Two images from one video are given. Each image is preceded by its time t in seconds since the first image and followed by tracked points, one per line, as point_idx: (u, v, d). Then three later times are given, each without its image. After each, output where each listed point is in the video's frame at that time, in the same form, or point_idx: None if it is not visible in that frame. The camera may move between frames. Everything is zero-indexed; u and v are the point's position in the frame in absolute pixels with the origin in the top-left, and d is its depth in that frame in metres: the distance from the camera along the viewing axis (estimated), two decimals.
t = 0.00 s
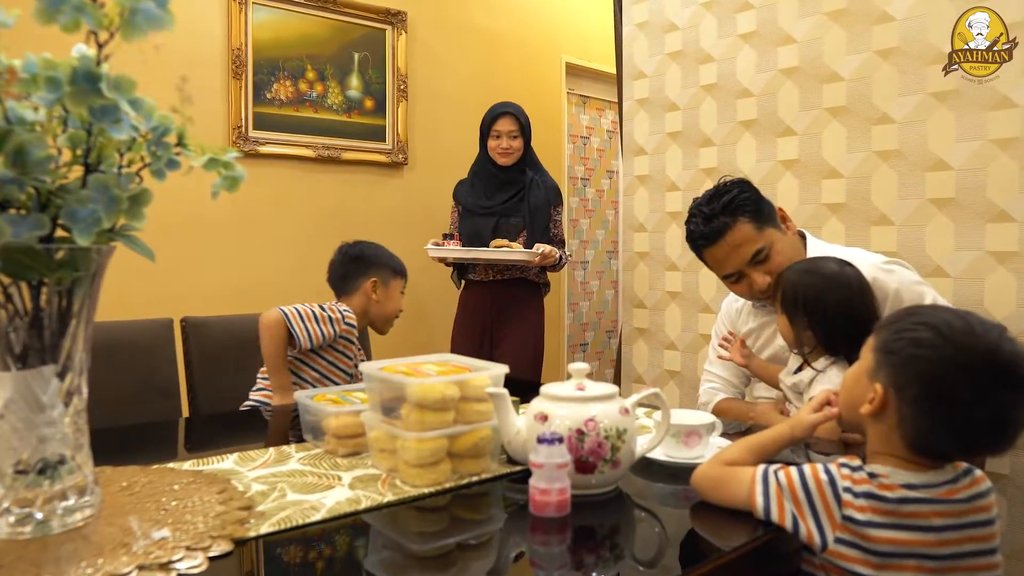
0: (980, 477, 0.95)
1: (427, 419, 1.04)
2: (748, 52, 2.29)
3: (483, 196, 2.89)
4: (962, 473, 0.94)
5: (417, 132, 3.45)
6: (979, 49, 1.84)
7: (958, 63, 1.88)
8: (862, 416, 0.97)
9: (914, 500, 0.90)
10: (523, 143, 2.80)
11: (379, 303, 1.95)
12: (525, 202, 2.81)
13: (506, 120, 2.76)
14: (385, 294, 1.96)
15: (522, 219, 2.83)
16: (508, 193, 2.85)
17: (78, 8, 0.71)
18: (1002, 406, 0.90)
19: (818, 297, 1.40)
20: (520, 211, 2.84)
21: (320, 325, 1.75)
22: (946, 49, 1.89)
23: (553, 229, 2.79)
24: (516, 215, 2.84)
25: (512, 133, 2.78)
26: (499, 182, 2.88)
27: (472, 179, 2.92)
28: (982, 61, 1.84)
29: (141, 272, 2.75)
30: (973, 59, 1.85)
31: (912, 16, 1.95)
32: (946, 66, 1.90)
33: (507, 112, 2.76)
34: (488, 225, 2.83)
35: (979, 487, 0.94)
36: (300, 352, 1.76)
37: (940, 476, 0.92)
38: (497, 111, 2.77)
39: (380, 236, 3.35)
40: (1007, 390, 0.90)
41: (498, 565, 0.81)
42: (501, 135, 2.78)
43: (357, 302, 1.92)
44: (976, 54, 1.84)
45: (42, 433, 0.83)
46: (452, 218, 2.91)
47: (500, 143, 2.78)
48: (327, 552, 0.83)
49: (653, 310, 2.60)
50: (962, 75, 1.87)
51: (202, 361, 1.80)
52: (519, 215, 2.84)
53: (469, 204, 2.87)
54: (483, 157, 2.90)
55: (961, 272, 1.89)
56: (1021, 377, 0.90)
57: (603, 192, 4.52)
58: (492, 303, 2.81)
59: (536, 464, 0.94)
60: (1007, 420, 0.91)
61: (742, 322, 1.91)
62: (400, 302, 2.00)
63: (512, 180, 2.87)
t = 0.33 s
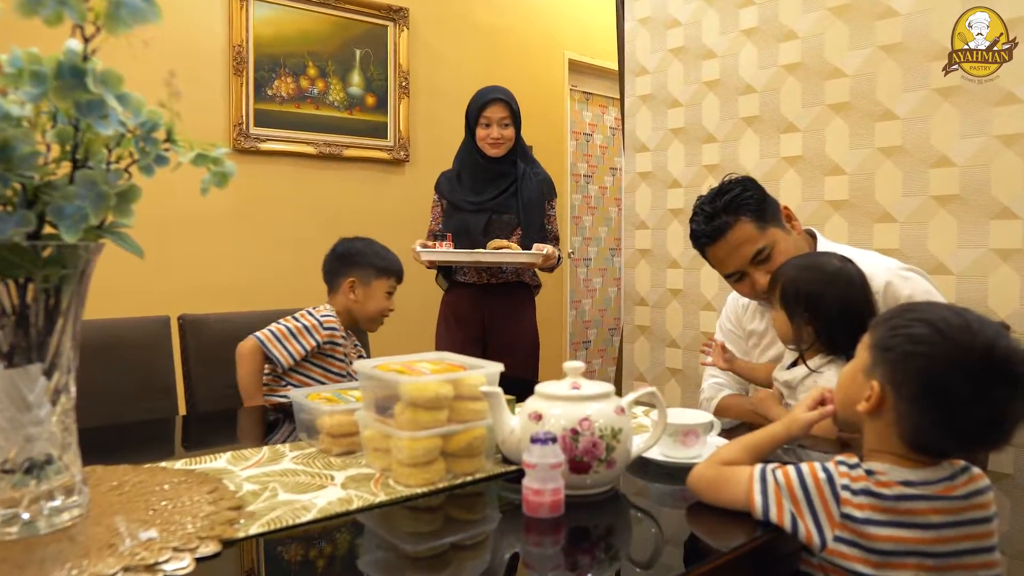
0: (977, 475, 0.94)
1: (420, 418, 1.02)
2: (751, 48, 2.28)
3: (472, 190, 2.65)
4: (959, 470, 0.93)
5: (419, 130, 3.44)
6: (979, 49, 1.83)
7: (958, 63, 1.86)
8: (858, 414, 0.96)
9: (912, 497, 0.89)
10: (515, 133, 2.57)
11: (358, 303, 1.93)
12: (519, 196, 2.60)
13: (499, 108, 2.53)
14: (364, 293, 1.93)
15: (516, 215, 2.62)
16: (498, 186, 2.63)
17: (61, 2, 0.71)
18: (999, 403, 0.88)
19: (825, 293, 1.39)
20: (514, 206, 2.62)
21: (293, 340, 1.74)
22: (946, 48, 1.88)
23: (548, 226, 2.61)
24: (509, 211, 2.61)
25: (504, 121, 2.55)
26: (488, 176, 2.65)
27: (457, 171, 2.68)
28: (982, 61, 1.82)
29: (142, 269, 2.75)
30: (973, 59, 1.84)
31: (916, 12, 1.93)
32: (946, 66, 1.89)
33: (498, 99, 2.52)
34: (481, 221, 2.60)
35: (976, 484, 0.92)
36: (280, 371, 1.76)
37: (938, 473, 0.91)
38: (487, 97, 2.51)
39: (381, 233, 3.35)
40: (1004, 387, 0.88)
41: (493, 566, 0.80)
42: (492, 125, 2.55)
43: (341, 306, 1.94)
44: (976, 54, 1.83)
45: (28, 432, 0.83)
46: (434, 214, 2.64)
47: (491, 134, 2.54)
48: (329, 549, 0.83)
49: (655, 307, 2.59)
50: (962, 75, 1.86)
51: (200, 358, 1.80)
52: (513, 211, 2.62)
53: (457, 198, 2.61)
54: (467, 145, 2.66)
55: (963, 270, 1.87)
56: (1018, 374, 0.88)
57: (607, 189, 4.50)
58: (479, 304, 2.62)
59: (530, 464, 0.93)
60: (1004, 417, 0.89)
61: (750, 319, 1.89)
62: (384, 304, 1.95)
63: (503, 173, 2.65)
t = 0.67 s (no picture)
0: (974, 478, 0.92)
1: (411, 422, 1.01)
2: (751, 49, 2.26)
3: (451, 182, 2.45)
4: (955, 473, 0.91)
5: (420, 132, 3.44)
6: (979, 49, 1.81)
7: (958, 63, 1.85)
8: (853, 419, 0.94)
9: (909, 500, 0.87)
10: (502, 126, 2.41)
11: (307, 294, 1.89)
12: (505, 188, 2.45)
13: (486, 100, 2.35)
14: (309, 283, 1.89)
15: (503, 210, 2.46)
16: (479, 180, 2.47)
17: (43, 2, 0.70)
18: (996, 406, 0.87)
19: (826, 292, 1.37)
20: (500, 201, 2.46)
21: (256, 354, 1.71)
22: (946, 49, 1.87)
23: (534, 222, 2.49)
24: (495, 205, 2.45)
25: (491, 114, 2.38)
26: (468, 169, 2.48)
27: (434, 164, 2.48)
28: (982, 61, 1.81)
29: (142, 271, 2.75)
30: (973, 60, 1.83)
31: (918, 12, 1.91)
32: (946, 66, 1.87)
33: (486, 90, 2.34)
34: (466, 217, 2.41)
35: (973, 487, 0.91)
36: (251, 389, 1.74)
37: (935, 476, 0.89)
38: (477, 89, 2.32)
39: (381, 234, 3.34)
40: (999, 389, 0.86)
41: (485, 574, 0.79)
42: (478, 117, 2.36)
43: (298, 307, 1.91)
44: (976, 54, 1.82)
45: (13, 437, 0.81)
46: (406, 208, 2.41)
47: (478, 126, 2.35)
48: (328, 553, 0.83)
49: (655, 310, 2.57)
50: (963, 75, 1.85)
51: (196, 361, 1.79)
52: (499, 206, 2.45)
53: (438, 191, 2.40)
54: (445, 135, 2.47)
55: (965, 273, 1.85)
56: (1015, 376, 0.87)
57: (608, 190, 4.49)
58: (468, 314, 2.45)
59: (522, 470, 0.92)
60: (1000, 420, 0.88)
61: (754, 315, 1.87)
62: (335, 286, 1.89)
63: (484, 166, 2.48)
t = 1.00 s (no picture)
0: (973, 477, 0.90)
1: (405, 424, 1.00)
2: (752, 48, 2.25)
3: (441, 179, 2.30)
4: (954, 472, 0.90)
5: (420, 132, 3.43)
6: (979, 49, 1.80)
7: (958, 63, 1.84)
8: (849, 422, 0.93)
9: (907, 500, 0.86)
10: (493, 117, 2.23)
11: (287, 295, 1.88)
12: (498, 186, 2.30)
13: (477, 89, 2.16)
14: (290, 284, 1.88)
15: (497, 209, 2.30)
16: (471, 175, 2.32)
17: None
18: (993, 406, 0.85)
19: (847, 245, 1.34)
20: (494, 200, 2.31)
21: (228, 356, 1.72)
22: (946, 49, 1.85)
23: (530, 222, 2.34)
24: (489, 204, 2.29)
25: (483, 105, 2.19)
26: (458, 164, 2.32)
27: (422, 157, 2.31)
28: (982, 61, 1.80)
29: (142, 273, 2.75)
30: (973, 60, 1.81)
31: (919, 10, 1.90)
32: (946, 66, 1.86)
33: (475, 77, 2.14)
34: (458, 217, 2.25)
35: (972, 486, 0.89)
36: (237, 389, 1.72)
37: (933, 476, 0.88)
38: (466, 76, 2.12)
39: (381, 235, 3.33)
40: (995, 388, 0.85)
41: None
42: (467, 107, 2.18)
43: (280, 309, 1.89)
44: (976, 54, 1.80)
45: None
46: (392, 205, 2.26)
47: (468, 118, 2.17)
48: (330, 554, 0.83)
49: (656, 311, 2.56)
50: (962, 75, 1.83)
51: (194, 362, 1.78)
52: (492, 205, 2.30)
53: (428, 189, 2.24)
54: (434, 126, 2.30)
55: (969, 273, 1.83)
56: (1011, 375, 0.85)
57: (610, 191, 4.47)
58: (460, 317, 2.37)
59: (516, 473, 0.90)
60: (996, 420, 0.86)
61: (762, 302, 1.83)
62: (316, 287, 1.87)
63: (474, 160, 2.33)
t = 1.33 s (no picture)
0: (968, 475, 0.90)
1: (397, 421, 0.99)
2: (752, 43, 2.23)
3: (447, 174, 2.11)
4: (948, 470, 0.89)
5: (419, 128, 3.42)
6: (979, 49, 1.78)
7: (958, 63, 1.82)
8: (843, 419, 0.92)
9: (902, 497, 0.85)
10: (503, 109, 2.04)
11: (281, 289, 1.87)
12: (508, 179, 2.11)
13: (487, 78, 1.97)
14: (284, 279, 1.87)
15: (507, 205, 2.09)
16: (479, 170, 2.14)
17: None
18: (986, 399, 0.85)
19: (841, 177, 1.27)
20: (504, 194, 2.10)
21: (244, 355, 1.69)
22: (946, 49, 1.84)
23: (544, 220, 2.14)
24: (499, 199, 2.09)
25: (492, 95, 2.00)
26: (467, 156, 2.13)
27: (428, 149, 2.12)
28: (982, 61, 1.78)
29: (139, 270, 2.74)
30: (973, 59, 1.80)
31: (921, 5, 1.88)
32: (946, 66, 1.85)
33: (486, 67, 1.97)
34: (465, 212, 2.04)
35: (967, 484, 0.88)
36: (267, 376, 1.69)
37: (927, 473, 0.87)
38: (474, 65, 1.95)
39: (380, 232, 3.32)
40: (987, 381, 0.85)
41: None
42: (476, 98, 1.99)
43: (273, 303, 1.88)
44: (976, 54, 1.79)
45: None
46: (394, 197, 2.07)
47: (476, 109, 1.99)
48: (328, 551, 0.83)
49: (656, 307, 2.55)
50: (963, 75, 1.82)
51: (189, 358, 1.77)
52: (502, 200, 2.09)
53: (433, 183, 2.06)
54: (440, 117, 2.11)
55: (968, 270, 1.82)
56: (1002, 368, 0.85)
57: (610, 187, 4.46)
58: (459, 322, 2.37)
59: (507, 471, 0.89)
60: (989, 415, 0.86)
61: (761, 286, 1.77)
62: (310, 279, 1.86)
63: (485, 153, 2.14)
